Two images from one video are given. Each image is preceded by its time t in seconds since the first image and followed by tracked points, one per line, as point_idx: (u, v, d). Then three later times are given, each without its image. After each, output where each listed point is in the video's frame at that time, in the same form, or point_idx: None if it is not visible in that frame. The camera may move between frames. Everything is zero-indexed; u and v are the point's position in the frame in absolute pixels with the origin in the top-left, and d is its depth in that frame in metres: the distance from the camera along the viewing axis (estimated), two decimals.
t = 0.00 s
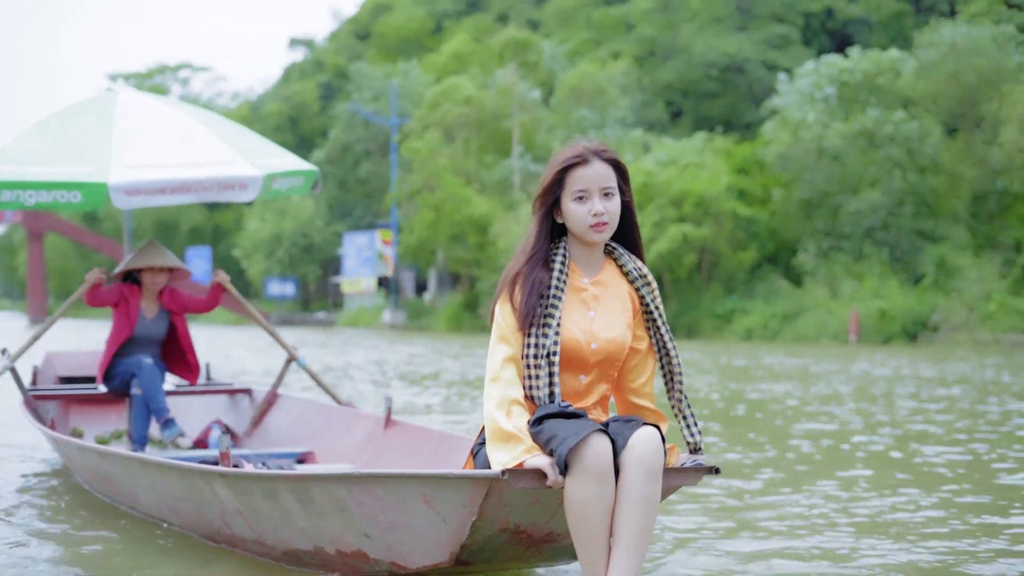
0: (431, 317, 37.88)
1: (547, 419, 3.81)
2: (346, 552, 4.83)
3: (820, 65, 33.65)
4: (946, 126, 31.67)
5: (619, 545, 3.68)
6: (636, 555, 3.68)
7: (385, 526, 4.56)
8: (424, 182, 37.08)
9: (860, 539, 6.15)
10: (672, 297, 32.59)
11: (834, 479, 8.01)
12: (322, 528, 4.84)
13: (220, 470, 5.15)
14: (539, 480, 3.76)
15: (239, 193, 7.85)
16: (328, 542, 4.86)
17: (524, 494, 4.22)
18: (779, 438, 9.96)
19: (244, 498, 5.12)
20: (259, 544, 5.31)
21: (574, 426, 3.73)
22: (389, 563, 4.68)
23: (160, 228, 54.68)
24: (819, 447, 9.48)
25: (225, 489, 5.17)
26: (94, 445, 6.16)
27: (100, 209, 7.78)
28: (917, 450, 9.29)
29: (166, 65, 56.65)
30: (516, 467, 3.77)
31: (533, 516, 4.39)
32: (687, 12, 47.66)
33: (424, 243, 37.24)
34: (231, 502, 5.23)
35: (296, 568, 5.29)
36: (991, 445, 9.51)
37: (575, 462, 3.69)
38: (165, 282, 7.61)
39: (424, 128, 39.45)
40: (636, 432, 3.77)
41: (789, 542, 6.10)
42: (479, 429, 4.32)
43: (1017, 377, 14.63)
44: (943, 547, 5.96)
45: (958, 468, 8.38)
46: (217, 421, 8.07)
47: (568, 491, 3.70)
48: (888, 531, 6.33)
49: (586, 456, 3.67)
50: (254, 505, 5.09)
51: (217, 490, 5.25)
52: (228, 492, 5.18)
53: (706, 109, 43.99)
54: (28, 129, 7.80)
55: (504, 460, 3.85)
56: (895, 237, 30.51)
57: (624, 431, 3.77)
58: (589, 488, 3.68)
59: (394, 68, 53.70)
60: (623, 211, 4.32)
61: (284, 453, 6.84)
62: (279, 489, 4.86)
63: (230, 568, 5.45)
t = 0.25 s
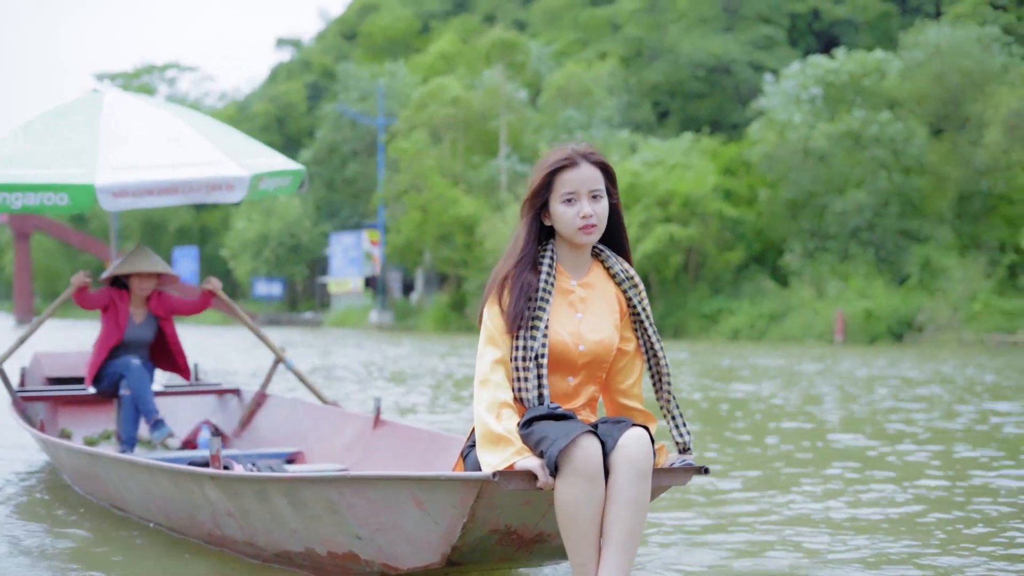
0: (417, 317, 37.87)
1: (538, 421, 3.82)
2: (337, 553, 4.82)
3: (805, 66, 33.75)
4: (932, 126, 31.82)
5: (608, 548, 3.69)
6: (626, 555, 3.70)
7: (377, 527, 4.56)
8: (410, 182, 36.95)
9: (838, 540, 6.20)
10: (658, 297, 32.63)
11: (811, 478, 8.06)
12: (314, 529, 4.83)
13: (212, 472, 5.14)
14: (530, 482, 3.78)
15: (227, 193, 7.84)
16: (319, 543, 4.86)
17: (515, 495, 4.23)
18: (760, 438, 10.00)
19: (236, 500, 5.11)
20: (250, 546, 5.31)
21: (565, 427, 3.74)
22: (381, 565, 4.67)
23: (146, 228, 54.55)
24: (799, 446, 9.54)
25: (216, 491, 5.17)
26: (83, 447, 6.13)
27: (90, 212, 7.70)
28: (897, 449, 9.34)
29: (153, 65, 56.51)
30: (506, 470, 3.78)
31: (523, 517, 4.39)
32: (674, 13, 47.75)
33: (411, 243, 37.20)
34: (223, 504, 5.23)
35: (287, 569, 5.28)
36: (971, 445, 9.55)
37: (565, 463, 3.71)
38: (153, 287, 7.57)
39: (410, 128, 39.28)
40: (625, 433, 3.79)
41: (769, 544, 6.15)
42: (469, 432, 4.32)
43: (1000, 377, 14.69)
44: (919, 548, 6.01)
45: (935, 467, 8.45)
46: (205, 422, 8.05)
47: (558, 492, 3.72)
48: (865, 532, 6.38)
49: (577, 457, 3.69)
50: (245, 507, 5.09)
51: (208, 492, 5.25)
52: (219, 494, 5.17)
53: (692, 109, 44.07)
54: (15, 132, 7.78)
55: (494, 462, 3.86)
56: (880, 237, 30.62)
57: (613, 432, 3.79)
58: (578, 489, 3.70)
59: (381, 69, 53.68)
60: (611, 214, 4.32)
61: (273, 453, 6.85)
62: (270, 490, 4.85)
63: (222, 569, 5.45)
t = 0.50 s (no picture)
0: (408, 317, 37.85)
1: (532, 423, 3.83)
2: (332, 554, 4.80)
3: (794, 66, 33.82)
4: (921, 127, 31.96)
5: (602, 548, 3.72)
6: (621, 555, 3.72)
7: (373, 529, 4.55)
8: (400, 182, 36.87)
9: (821, 540, 6.22)
10: (648, 297, 32.65)
11: (792, 478, 8.08)
12: (308, 531, 4.81)
13: (205, 475, 5.12)
14: (525, 484, 3.79)
15: (218, 193, 7.84)
16: (314, 545, 4.84)
17: (509, 497, 4.25)
18: (744, 438, 9.99)
19: (230, 502, 5.09)
20: (245, 547, 5.29)
21: (559, 431, 3.76)
22: (375, 566, 4.68)
23: (136, 228, 54.43)
24: (784, 446, 9.55)
25: (210, 493, 5.15)
26: (77, 450, 6.11)
27: (81, 213, 7.69)
28: (879, 449, 9.34)
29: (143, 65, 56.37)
30: (501, 471, 3.79)
31: (519, 517, 4.41)
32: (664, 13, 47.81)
33: (402, 243, 37.17)
34: (217, 506, 5.20)
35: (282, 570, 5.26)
36: (956, 445, 9.56)
37: (559, 465, 3.73)
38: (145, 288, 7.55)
39: (401, 129, 39.21)
40: (619, 433, 3.82)
41: (751, 544, 6.15)
42: (464, 433, 4.33)
43: (988, 378, 14.72)
44: (900, 547, 6.04)
45: (914, 468, 8.47)
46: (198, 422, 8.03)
47: (553, 493, 3.74)
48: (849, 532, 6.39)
49: (571, 459, 3.71)
50: (240, 509, 5.07)
51: (202, 494, 5.23)
52: (213, 496, 5.15)
53: (683, 110, 44.12)
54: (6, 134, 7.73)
55: (489, 465, 3.87)
56: (870, 237, 30.70)
57: (607, 433, 3.81)
58: (573, 491, 3.72)
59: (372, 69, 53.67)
60: (600, 216, 4.34)
61: (266, 454, 6.85)
62: (265, 493, 4.84)
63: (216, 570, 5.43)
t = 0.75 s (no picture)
0: (400, 317, 37.87)
1: (527, 426, 3.84)
2: (329, 557, 4.82)
3: (784, 67, 33.90)
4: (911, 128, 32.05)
5: (600, 549, 3.72)
6: (616, 557, 3.73)
7: (370, 530, 4.57)
8: (391, 183, 37.01)
9: (812, 538, 6.26)
10: (640, 298, 32.70)
11: (782, 478, 8.12)
12: (305, 533, 4.83)
13: (202, 477, 5.13)
14: (521, 487, 3.80)
15: (212, 195, 7.87)
16: (311, 547, 4.85)
17: (506, 500, 4.26)
18: (731, 438, 9.99)
19: (226, 504, 5.11)
20: (241, 550, 5.30)
21: (553, 433, 3.77)
22: (372, 568, 4.69)
23: (128, 228, 54.37)
24: (769, 446, 9.58)
25: (207, 496, 5.16)
26: (73, 451, 6.12)
27: (74, 214, 7.68)
28: (863, 450, 9.37)
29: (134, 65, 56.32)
30: (497, 475, 3.79)
31: (515, 520, 4.42)
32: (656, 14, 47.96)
33: (393, 243, 37.18)
34: (213, 508, 5.21)
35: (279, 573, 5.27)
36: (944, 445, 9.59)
37: (555, 468, 3.74)
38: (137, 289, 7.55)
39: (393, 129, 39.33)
40: (614, 436, 3.83)
41: (733, 542, 6.19)
42: (459, 435, 4.33)
43: (978, 378, 14.76)
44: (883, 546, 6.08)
45: (897, 467, 8.52)
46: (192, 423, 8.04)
47: (548, 496, 3.74)
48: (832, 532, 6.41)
49: (567, 461, 3.72)
50: (237, 511, 5.09)
51: (199, 496, 5.24)
52: (210, 498, 5.16)
53: (674, 110, 44.15)
54: None
55: (484, 467, 3.88)
56: (860, 237, 30.78)
57: (602, 434, 3.82)
58: (569, 493, 3.73)
59: (363, 69, 53.67)
60: (589, 218, 4.37)
61: (260, 455, 6.87)
62: (262, 496, 4.86)
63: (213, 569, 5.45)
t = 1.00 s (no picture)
0: (394, 317, 37.89)
1: (527, 429, 3.83)
2: (329, 559, 4.80)
3: (777, 68, 33.95)
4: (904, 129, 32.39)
5: (600, 551, 3.69)
6: (617, 558, 3.69)
7: (369, 533, 4.57)
8: (387, 184, 37.20)
9: (812, 536, 6.30)
10: (633, 298, 32.70)
11: (778, 477, 8.16)
12: (305, 535, 4.82)
13: (201, 478, 5.11)
14: (523, 489, 3.78)
15: (209, 196, 7.87)
16: (310, 549, 4.84)
17: (505, 502, 4.29)
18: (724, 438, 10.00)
19: (225, 506, 5.09)
20: (241, 551, 5.29)
21: (554, 434, 3.75)
22: (372, 570, 4.68)
23: (122, 228, 54.31)
24: (758, 446, 9.60)
25: (206, 497, 5.14)
26: (69, 454, 6.08)
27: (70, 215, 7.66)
28: (849, 450, 9.41)
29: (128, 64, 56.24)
30: (499, 477, 3.78)
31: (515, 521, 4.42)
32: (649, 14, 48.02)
33: (388, 243, 37.16)
34: (212, 510, 5.20)
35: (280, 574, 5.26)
36: (930, 445, 9.63)
37: (555, 471, 3.71)
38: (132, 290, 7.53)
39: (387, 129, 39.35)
40: (615, 438, 3.80)
41: (727, 540, 6.22)
42: (459, 438, 4.33)
43: (969, 377, 14.80)
44: (870, 545, 6.10)
45: (881, 467, 8.54)
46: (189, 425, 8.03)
47: (548, 498, 3.72)
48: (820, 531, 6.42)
49: (568, 464, 3.70)
50: (235, 513, 5.07)
51: (198, 498, 5.21)
52: (209, 500, 5.14)
53: (668, 111, 44.20)
54: None
55: (485, 470, 3.87)
56: (853, 237, 30.78)
57: (602, 435, 3.80)
58: (569, 495, 3.70)
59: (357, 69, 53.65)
60: (583, 220, 4.38)
61: (258, 457, 6.88)
62: (261, 498, 4.84)
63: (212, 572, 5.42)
